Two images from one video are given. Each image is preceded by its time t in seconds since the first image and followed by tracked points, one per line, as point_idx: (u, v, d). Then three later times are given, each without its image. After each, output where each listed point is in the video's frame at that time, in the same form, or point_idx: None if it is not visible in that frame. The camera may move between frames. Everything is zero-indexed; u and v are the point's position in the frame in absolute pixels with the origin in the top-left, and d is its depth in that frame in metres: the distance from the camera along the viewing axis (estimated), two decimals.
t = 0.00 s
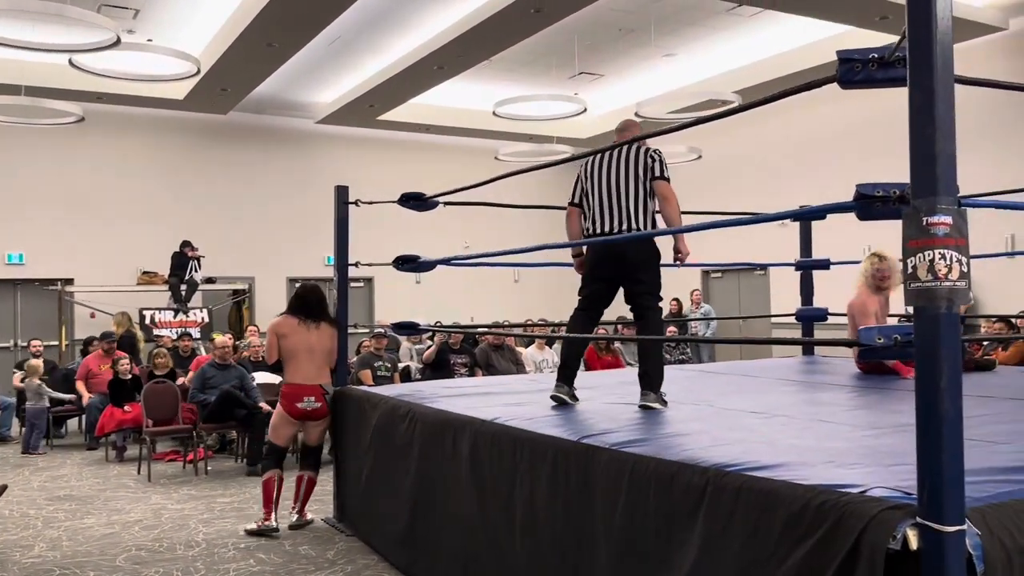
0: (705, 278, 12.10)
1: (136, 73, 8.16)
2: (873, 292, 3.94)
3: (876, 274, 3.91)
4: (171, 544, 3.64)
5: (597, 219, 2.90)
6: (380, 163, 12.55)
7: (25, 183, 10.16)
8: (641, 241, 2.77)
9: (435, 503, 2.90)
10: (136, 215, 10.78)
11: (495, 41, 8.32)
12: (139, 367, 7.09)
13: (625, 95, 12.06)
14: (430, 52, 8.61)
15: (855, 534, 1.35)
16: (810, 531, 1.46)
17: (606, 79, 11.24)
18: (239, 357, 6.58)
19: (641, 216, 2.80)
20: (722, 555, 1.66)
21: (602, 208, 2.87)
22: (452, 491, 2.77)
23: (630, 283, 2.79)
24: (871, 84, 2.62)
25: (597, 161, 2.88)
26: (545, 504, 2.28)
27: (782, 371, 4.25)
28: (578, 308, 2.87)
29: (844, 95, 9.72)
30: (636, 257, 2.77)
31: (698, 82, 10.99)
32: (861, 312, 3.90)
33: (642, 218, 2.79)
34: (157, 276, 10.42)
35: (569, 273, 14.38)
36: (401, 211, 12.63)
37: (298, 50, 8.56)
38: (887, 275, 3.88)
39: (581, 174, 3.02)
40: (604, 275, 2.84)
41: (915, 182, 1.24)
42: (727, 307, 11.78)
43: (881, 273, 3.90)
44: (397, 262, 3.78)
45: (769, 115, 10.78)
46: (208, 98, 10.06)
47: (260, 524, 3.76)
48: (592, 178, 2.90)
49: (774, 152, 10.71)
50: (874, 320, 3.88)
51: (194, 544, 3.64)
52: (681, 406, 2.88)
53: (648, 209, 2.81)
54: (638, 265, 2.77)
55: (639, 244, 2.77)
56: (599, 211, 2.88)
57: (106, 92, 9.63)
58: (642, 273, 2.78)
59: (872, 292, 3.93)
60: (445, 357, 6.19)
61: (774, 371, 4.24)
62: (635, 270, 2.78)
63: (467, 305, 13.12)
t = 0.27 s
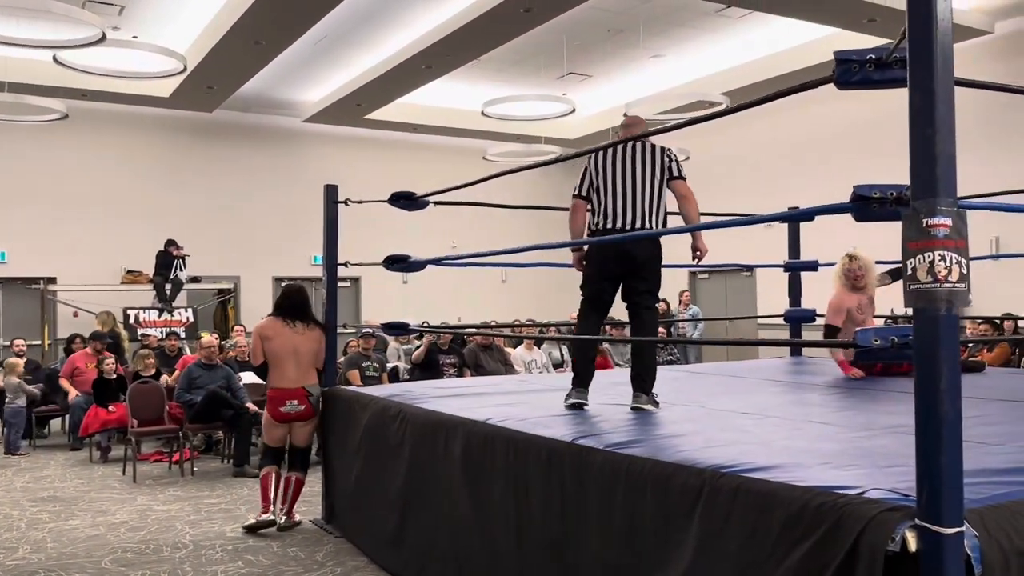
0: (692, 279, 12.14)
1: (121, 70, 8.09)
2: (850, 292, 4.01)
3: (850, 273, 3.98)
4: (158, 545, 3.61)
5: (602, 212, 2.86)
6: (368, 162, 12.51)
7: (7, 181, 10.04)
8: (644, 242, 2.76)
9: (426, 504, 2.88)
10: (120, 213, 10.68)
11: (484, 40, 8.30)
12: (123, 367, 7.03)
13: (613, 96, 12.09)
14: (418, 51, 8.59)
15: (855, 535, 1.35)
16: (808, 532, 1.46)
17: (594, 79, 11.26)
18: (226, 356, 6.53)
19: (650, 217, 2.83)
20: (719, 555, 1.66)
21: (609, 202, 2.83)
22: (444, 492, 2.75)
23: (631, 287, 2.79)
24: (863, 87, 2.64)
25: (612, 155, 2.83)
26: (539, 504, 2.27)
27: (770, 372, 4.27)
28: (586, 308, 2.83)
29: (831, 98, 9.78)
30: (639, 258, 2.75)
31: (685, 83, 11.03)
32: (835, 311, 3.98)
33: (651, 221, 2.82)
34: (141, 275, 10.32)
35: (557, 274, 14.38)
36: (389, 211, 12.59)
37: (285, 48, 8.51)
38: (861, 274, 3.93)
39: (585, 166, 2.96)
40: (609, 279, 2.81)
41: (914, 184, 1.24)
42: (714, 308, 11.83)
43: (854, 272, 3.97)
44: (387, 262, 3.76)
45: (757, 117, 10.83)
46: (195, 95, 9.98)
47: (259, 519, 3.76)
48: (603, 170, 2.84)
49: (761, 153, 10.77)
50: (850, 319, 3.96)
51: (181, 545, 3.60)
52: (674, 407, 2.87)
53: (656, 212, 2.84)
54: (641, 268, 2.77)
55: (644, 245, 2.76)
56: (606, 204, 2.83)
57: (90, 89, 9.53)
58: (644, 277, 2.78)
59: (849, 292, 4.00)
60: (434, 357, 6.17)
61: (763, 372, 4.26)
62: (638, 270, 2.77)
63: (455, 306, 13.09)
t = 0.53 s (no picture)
0: (680, 280, 12.18)
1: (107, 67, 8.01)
2: (831, 293, 4.07)
3: (830, 275, 4.06)
4: (146, 547, 3.57)
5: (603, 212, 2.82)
6: (356, 162, 12.47)
7: None
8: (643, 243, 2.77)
9: (418, 504, 2.86)
10: (106, 212, 10.58)
11: (474, 40, 8.29)
12: (109, 366, 6.97)
13: (601, 96, 12.11)
14: (407, 50, 8.56)
15: (853, 536, 1.35)
16: (806, 533, 1.46)
17: (583, 80, 11.28)
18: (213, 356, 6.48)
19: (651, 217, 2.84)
20: (716, 554, 1.66)
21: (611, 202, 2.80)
22: (436, 493, 2.74)
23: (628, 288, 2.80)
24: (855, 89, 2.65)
25: (614, 154, 2.80)
26: (533, 505, 2.26)
27: (759, 372, 4.29)
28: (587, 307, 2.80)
29: (818, 100, 9.85)
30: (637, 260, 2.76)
31: (674, 84, 11.06)
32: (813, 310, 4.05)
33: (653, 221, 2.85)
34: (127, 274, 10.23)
35: (545, 274, 14.39)
36: (377, 211, 12.55)
37: (273, 47, 8.46)
38: (839, 275, 3.99)
39: (577, 164, 2.89)
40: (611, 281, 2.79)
41: (913, 184, 1.24)
42: (701, 309, 11.87)
43: (833, 273, 4.03)
44: (377, 261, 3.74)
45: (744, 119, 10.89)
46: (181, 94, 9.91)
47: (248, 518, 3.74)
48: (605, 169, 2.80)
49: (749, 155, 10.82)
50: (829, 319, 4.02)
51: (169, 547, 3.56)
52: (667, 407, 2.87)
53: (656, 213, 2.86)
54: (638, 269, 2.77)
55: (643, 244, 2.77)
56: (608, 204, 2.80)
57: (76, 86, 9.44)
58: (643, 277, 2.79)
59: (829, 293, 4.07)
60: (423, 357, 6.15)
61: (753, 372, 4.27)
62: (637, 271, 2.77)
63: (442, 306, 13.07)
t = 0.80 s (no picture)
0: (669, 282, 12.22)
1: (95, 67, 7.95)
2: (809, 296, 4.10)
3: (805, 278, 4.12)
4: (135, 548, 3.55)
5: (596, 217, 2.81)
6: (346, 162, 12.44)
7: None
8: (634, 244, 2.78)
9: (410, 505, 2.86)
10: (93, 212, 10.50)
11: (464, 41, 8.29)
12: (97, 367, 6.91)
13: (592, 98, 12.13)
14: (398, 51, 8.54)
15: (849, 536, 1.36)
16: (801, 534, 1.47)
17: (574, 82, 11.29)
18: (202, 357, 6.44)
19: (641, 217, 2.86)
20: (711, 555, 1.66)
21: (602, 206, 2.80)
22: (429, 494, 2.73)
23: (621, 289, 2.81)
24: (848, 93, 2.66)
25: (598, 158, 2.80)
26: (527, 506, 2.26)
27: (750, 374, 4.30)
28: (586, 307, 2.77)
29: (808, 103, 9.90)
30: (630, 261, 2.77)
31: (664, 86, 11.09)
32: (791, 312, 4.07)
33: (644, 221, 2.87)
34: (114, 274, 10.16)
35: (535, 275, 14.40)
36: (366, 211, 12.52)
37: (263, 47, 8.42)
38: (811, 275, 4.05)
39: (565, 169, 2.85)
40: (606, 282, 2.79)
41: (910, 186, 1.25)
42: (691, 310, 11.91)
43: (806, 276, 4.10)
44: (369, 262, 3.72)
45: (735, 122, 10.92)
46: (170, 93, 9.86)
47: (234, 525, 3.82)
48: (592, 175, 2.80)
49: (739, 157, 10.87)
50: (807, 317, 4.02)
51: (159, 548, 3.54)
52: (660, 408, 2.87)
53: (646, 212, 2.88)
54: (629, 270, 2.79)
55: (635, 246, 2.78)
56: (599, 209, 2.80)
57: (64, 85, 9.37)
58: (637, 278, 2.82)
59: (806, 296, 4.10)
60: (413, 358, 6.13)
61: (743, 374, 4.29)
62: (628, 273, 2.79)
63: (432, 307, 13.05)
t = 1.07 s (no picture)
0: (661, 284, 12.24)
1: (86, 67, 7.91)
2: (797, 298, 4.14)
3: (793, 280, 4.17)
4: (126, 551, 3.53)
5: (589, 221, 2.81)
6: (338, 163, 12.41)
7: None
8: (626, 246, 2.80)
9: (403, 508, 2.85)
10: (84, 212, 10.45)
11: (457, 43, 8.30)
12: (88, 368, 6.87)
13: (584, 100, 12.15)
14: (391, 52, 8.54)
15: (842, 539, 1.36)
16: (793, 536, 1.47)
17: (566, 84, 11.31)
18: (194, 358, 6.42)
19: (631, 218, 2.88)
20: (704, 558, 1.66)
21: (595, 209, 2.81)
22: (422, 496, 2.73)
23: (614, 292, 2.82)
24: (839, 97, 2.68)
25: (587, 161, 2.82)
26: (519, 509, 2.26)
27: (742, 376, 4.31)
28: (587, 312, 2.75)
29: (800, 106, 9.94)
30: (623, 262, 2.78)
31: (656, 88, 11.12)
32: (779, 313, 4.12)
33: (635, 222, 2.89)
34: (105, 275, 10.11)
35: (527, 277, 14.40)
36: (358, 213, 12.50)
37: (256, 48, 8.41)
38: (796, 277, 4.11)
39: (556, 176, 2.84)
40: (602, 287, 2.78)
41: (902, 190, 1.26)
42: (683, 313, 11.93)
43: (793, 278, 4.11)
44: (362, 263, 3.72)
45: (727, 125, 10.96)
46: (162, 94, 9.82)
47: (226, 528, 3.80)
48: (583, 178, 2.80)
49: (730, 159, 10.91)
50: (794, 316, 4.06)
51: (150, 550, 3.53)
52: (653, 410, 2.87)
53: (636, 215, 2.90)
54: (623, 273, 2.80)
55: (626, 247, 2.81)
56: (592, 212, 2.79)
57: (54, 85, 9.33)
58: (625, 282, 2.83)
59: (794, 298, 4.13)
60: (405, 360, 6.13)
61: (735, 376, 4.30)
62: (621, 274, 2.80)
63: (424, 309, 13.04)
